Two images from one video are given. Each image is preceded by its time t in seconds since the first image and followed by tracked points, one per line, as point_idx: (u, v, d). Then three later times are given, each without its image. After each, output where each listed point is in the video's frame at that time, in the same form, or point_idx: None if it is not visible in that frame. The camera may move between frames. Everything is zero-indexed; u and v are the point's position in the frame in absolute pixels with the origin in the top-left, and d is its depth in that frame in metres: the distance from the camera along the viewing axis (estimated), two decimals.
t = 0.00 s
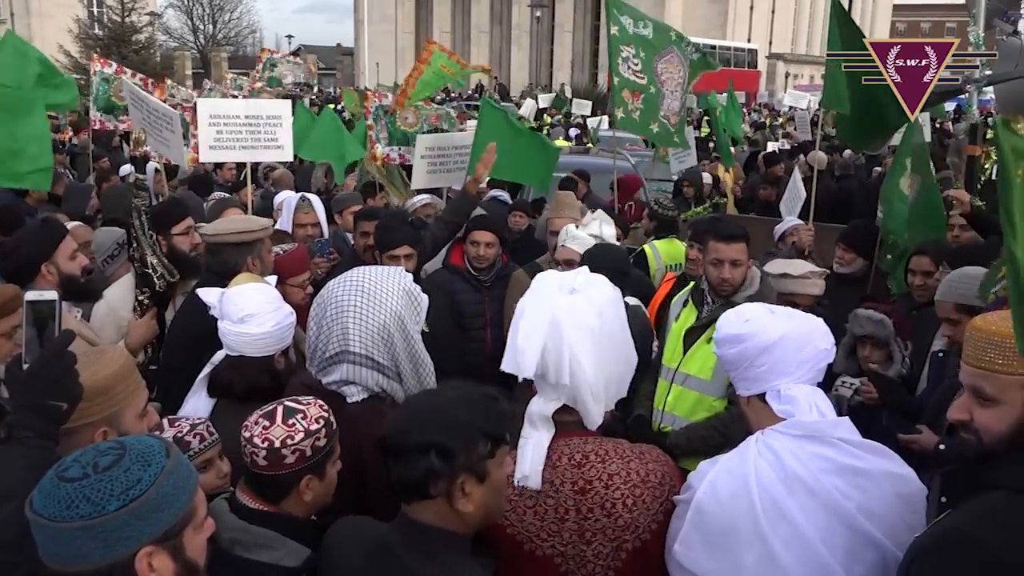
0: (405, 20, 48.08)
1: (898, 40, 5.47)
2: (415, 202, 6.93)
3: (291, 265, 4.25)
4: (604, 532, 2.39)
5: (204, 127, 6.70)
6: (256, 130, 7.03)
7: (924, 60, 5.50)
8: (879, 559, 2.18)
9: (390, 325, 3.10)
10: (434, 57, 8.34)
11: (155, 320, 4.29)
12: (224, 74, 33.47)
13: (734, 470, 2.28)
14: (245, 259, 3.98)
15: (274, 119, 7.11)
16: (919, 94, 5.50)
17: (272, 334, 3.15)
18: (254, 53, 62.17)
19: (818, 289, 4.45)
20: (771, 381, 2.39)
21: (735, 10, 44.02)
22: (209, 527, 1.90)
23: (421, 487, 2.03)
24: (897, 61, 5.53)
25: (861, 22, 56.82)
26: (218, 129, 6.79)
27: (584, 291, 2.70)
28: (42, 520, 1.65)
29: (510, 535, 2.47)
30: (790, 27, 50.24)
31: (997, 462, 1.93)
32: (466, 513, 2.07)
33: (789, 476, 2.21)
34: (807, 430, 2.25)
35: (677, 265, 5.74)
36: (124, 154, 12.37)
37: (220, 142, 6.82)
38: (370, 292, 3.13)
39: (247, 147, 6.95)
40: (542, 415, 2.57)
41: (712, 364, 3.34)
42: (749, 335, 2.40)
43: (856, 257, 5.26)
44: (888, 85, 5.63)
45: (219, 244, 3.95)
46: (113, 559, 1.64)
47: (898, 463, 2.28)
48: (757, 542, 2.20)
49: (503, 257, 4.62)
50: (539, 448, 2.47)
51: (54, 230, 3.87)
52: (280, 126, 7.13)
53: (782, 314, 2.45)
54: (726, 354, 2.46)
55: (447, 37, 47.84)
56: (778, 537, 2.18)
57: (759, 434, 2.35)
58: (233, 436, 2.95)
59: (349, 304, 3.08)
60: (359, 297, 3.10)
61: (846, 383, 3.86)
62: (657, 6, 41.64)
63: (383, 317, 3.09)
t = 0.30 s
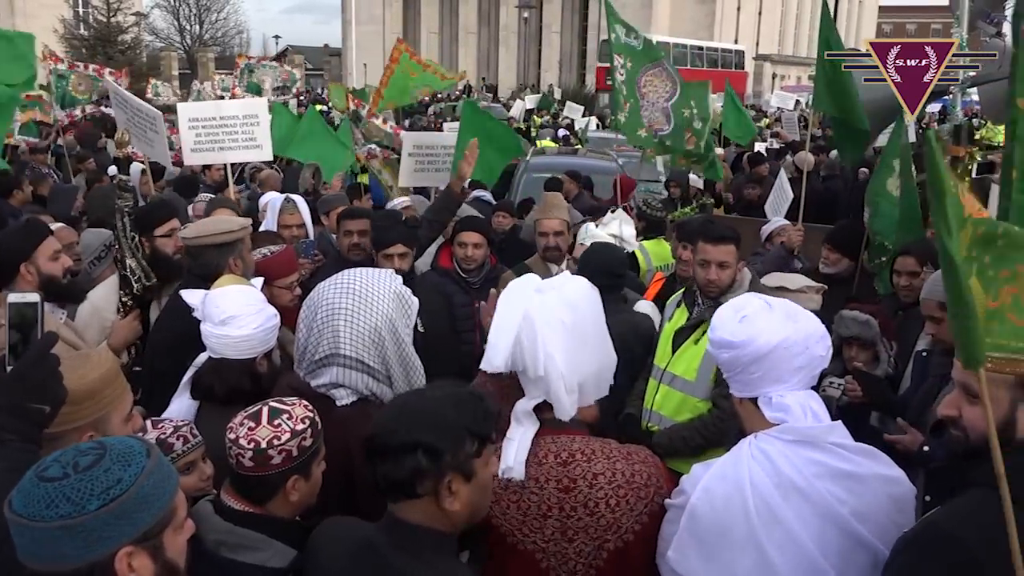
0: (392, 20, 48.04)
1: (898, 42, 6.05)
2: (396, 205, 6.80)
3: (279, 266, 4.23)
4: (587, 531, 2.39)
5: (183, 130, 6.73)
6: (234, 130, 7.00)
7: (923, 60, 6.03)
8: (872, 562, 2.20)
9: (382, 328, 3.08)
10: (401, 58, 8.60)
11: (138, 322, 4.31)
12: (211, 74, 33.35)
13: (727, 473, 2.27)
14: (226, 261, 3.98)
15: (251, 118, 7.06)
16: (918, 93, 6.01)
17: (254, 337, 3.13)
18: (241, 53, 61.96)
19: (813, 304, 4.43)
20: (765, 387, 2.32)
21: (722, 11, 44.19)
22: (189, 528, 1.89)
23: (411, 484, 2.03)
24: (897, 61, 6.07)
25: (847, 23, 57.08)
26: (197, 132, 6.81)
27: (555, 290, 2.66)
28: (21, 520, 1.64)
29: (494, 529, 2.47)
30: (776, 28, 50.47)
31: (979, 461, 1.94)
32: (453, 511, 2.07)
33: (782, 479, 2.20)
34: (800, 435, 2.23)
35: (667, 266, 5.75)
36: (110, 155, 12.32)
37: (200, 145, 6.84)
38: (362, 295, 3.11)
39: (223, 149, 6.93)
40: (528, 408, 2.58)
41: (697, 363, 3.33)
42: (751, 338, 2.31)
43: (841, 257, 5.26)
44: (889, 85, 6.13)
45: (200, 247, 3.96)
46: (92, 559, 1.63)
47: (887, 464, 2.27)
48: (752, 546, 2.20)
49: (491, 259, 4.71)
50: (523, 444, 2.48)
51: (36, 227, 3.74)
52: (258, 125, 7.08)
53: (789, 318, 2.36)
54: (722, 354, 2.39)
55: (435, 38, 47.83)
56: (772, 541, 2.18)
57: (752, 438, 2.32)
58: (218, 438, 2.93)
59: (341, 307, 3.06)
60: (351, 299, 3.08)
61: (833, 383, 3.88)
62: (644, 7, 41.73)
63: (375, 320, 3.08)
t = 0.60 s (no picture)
0: (381, 20, 48.00)
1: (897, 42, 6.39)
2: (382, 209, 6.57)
3: (268, 267, 4.22)
4: (572, 531, 2.39)
5: (166, 131, 6.64)
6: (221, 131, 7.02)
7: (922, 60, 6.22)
8: (860, 563, 2.19)
9: (370, 328, 3.08)
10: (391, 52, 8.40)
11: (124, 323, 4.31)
12: (198, 75, 33.23)
13: (717, 473, 2.27)
14: (213, 263, 3.99)
15: (238, 119, 7.13)
16: (917, 91, 6.30)
17: (242, 339, 3.10)
18: (228, 54, 61.81)
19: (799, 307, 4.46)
20: (757, 393, 2.31)
21: (710, 13, 44.36)
22: (170, 529, 1.89)
23: (406, 485, 2.02)
24: (898, 60, 6.38)
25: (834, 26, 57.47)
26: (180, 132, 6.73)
27: (537, 291, 2.68)
28: None
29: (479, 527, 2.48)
30: (764, 30, 50.82)
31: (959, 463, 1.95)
32: (446, 511, 2.06)
33: (772, 480, 2.20)
34: (790, 438, 2.23)
35: (652, 266, 5.73)
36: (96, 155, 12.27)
37: (183, 146, 6.78)
38: (351, 295, 3.11)
39: (209, 150, 6.93)
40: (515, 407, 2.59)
41: (678, 360, 3.33)
42: (742, 348, 2.28)
43: (828, 257, 5.32)
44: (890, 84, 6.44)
45: (186, 249, 3.95)
46: (71, 561, 1.62)
47: (877, 466, 2.27)
48: (741, 548, 2.19)
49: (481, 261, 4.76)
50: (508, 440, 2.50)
51: (22, 229, 3.72)
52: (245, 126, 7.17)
53: (785, 324, 2.34)
54: (715, 358, 2.37)
55: (424, 39, 47.82)
56: (761, 543, 2.17)
57: (743, 439, 2.31)
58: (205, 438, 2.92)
59: (330, 308, 3.06)
60: (339, 300, 3.08)
61: (819, 383, 3.90)
62: (633, 9, 41.80)
63: (364, 321, 3.09)
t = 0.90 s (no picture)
0: (369, 20, 47.98)
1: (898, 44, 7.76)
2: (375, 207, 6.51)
3: (255, 267, 4.22)
4: (555, 529, 2.39)
5: (166, 129, 6.62)
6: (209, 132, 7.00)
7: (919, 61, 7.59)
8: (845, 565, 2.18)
9: (353, 321, 3.11)
10: (377, 45, 7.12)
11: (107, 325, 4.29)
12: (185, 76, 33.16)
13: (703, 472, 2.27)
14: (203, 265, 3.93)
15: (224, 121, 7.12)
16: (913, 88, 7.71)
17: (217, 339, 3.04)
18: (215, 55, 61.65)
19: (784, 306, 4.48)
20: (747, 398, 2.29)
21: (698, 15, 44.55)
22: (148, 532, 1.87)
23: (398, 486, 2.00)
24: (896, 62, 7.75)
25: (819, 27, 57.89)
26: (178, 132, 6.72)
27: (524, 290, 2.71)
28: None
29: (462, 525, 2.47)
30: (751, 31, 51.08)
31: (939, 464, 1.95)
32: (438, 512, 2.06)
33: (758, 479, 2.20)
34: (777, 439, 2.23)
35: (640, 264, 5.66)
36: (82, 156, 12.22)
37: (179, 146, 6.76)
38: (332, 291, 3.14)
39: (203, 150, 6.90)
40: (501, 403, 2.61)
41: (652, 356, 3.34)
42: (735, 355, 2.25)
43: (814, 258, 5.36)
44: (887, 80, 7.79)
45: (178, 250, 3.88)
46: (47, 564, 1.60)
47: (861, 465, 2.28)
48: (726, 547, 2.19)
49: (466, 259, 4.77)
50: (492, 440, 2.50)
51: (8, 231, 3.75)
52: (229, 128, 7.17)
53: (779, 332, 2.29)
54: (708, 362, 2.34)
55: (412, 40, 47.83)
56: (746, 542, 2.17)
57: (729, 439, 2.31)
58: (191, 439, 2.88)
59: (311, 303, 3.08)
60: (320, 293, 3.11)
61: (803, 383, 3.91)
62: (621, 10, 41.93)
63: (349, 315, 3.11)
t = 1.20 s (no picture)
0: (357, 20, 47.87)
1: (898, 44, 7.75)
2: (366, 205, 6.40)
3: (240, 267, 4.20)
4: (541, 528, 2.39)
5: (142, 130, 6.66)
6: (198, 132, 6.96)
7: (922, 60, 7.61)
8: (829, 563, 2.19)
9: (339, 321, 3.09)
10: (336, 40, 6.40)
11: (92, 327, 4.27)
12: (173, 76, 33.02)
13: (689, 470, 2.27)
14: (194, 265, 3.88)
15: (217, 120, 7.05)
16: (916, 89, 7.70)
17: (198, 341, 3.02)
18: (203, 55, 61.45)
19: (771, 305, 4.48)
20: (732, 399, 2.29)
21: (686, 15, 44.59)
22: (130, 536, 1.87)
23: (389, 490, 2.00)
24: (898, 61, 7.75)
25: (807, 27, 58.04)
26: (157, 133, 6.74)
27: (509, 288, 2.71)
28: None
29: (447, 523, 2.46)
30: (739, 30, 51.22)
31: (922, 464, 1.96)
32: (427, 514, 2.06)
33: (744, 478, 2.20)
34: (761, 437, 2.24)
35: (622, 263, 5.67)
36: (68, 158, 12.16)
37: (160, 146, 6.77)
38: (317, 292, 3.13)
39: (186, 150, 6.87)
40: (486, 401, 2.61)
41: (640, 356, 3.34)
42: (718, 357, 2.25)
43: (803, 258, 5.36)
44: (892, 82, 7.65)
45: (170, 247, 3.86)
46: (26, 570, 1.59)
47: (846, 462, 2.28)
48: (712, 546, 2.20)
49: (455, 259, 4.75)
50: (480, 440, 2.48)
51: None
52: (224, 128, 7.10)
53: (765, 333, 2.29)
54: (693, 361, 2.34)
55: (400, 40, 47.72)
56: (733, 541, 2.18)
57: (716, 438, 2.31)
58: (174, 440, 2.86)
59: (297, 305, 3.07)
60: (306, 295, 3.10)
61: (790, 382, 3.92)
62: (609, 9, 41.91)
63: (336, 315, 3.11)
